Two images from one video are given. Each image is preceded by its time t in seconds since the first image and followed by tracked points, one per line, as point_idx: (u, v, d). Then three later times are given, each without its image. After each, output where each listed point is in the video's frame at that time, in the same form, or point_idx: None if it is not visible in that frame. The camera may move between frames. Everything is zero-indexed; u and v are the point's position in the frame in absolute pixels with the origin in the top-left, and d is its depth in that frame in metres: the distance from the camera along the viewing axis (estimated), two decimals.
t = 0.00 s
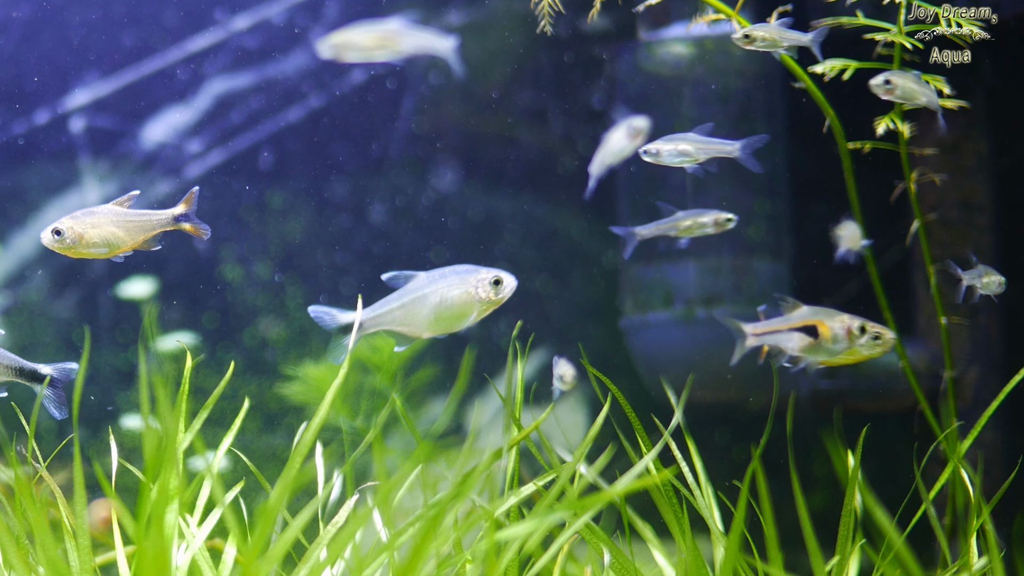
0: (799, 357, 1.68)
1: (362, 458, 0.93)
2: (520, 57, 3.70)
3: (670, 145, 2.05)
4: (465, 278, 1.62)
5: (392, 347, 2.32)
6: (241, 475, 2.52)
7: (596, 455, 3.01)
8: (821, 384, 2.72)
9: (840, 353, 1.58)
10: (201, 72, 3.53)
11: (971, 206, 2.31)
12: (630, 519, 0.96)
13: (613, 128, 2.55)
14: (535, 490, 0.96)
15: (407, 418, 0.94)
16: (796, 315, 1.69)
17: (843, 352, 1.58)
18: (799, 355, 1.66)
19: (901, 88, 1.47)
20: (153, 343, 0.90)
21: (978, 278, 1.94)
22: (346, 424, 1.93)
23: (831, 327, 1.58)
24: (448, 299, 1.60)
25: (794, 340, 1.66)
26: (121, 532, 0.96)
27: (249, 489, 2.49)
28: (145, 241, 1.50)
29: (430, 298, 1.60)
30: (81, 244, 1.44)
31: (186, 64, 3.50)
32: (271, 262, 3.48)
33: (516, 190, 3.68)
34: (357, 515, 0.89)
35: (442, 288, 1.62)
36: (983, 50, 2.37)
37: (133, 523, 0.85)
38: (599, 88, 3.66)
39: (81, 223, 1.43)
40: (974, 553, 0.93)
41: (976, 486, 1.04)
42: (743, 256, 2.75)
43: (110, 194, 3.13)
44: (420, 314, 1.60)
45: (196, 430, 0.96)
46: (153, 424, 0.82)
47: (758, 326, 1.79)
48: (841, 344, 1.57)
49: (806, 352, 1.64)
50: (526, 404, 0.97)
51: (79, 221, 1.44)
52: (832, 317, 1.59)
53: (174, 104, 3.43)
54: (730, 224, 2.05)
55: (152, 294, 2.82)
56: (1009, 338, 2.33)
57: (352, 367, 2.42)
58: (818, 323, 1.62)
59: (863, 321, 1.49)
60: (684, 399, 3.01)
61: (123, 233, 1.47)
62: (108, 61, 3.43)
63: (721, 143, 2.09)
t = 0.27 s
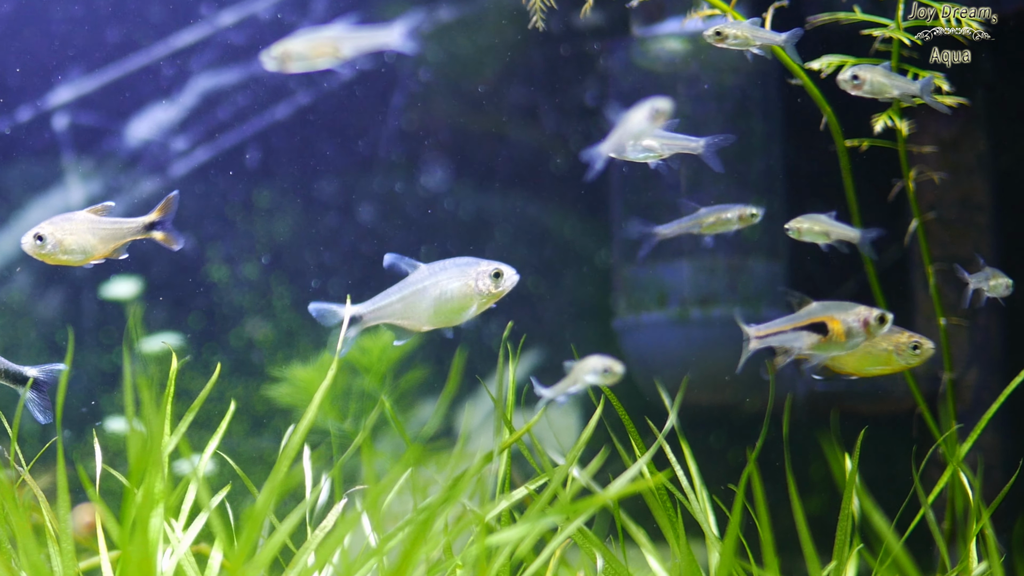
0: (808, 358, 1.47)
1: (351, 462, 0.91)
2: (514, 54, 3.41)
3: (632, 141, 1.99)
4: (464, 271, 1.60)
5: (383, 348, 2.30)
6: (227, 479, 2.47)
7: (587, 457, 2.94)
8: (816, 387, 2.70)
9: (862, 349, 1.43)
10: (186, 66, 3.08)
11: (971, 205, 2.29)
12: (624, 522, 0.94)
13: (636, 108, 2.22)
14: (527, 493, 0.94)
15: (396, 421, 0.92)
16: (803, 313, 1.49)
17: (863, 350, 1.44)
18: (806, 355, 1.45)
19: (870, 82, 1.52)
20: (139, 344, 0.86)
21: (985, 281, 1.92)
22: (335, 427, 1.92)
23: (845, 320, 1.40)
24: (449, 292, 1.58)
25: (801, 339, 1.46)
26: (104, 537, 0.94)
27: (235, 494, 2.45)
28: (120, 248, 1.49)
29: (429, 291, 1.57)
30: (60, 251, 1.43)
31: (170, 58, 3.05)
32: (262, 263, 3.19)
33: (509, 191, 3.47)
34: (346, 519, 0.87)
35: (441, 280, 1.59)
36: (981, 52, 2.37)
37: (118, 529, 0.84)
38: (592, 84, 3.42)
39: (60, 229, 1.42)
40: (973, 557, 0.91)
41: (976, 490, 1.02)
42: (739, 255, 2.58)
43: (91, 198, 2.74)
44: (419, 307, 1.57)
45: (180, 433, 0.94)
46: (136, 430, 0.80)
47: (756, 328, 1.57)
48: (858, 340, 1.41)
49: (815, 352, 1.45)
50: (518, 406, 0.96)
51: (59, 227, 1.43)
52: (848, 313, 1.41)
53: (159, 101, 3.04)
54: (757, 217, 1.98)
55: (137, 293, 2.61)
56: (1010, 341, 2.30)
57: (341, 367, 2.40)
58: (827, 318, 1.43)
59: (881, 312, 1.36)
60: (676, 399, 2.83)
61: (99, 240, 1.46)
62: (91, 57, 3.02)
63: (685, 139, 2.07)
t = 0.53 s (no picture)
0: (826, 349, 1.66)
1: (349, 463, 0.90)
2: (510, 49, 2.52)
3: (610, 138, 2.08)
4: (468, 267, 1.62)
5: (383, 349, 2.31)
6: (226, 479, 2.47)
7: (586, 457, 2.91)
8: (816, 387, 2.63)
9: (891, 359, 1.57)
10: (185, 66, 2.55)
11: (971, 206, 2.26)
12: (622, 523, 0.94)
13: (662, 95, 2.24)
14: (526, 493, 0.94)
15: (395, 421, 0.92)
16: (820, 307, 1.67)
17: (890, 360, 1.58)
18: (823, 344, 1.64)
19: (849, 82, 1.61)
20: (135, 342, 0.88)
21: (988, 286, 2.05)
22: (333, 427, 1.91)
23: (861, 314, 1.55)
24: (454, 289, 1.59)
25: (819, 333, 1.63)
26: (103, 538, 0.94)
27: (233, 494, 2.45)
28: (98, 260, 1.80)
29: (435, 288, 1.59)
30: (43, 259, 1.73)
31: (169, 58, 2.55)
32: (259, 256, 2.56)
33: (510, 190, 2.58)
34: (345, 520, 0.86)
35: (445, 277, 1.61)
36: (991, 41, 2.21)
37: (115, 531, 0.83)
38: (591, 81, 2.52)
39: (42, 240, 1.71)
40: (973, 558, 0.91)
41: (976, 492, 1.02)
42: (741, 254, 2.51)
43: (87, 198, 2.49)
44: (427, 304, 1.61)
45: (178, 433, 0.94)
46: (134, 429, 0.80)
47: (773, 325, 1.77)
48: (874, 331, 1.56)
49: (833, 343, 1.62)
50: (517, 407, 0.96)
51: (42, 238, 1.72)
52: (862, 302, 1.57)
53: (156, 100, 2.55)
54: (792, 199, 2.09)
55: (137, 294, 2.51)
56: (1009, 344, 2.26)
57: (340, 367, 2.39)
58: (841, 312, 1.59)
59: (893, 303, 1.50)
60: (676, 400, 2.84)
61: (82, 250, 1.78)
62: (89, 52, 2.57)
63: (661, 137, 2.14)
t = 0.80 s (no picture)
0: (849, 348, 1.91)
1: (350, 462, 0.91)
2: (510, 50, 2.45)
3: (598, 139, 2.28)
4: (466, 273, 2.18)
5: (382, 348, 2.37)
6: (226, 480, 2.45)
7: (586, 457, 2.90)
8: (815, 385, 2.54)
9: (920, 369, 1.70)
10: (184, 67, 2.54)
11: (971, 206, 2.26)
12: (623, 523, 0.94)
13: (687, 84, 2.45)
14: (526, 494, 0.94)
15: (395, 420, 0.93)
16: (838, 307, 2.05)
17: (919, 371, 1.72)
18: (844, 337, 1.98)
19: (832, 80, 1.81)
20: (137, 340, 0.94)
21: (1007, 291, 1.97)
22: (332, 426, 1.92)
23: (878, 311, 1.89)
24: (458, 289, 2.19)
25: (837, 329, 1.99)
26: (102, 539, 0.94)
27: (233, 493, 2.44)
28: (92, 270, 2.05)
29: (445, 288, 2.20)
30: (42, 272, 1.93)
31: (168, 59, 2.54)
32: (258, 256, 2.52)
33: (509, 191, 2.56)
34: (345, 518, 0.87)
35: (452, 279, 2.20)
36: (991, 41, 2.13)
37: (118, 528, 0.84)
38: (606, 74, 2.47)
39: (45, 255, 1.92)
40: (972, 557, 0.92)
41: (975, 493, 1.02)
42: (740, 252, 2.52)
43: (87, 197, 2.52)
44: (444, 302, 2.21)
45: (178, 433, 0.95)
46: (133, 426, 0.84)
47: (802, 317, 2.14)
48: (892, 325, 1.89)
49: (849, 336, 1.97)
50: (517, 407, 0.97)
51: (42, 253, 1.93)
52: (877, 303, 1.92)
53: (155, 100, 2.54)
54: (813, 198, 2.22)
55: (137, 294, 2.51)
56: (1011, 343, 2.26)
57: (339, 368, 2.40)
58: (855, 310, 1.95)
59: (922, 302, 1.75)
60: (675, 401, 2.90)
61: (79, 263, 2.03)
62: (90, 53, 2.58)
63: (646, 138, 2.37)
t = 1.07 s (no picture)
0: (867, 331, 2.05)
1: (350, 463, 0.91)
2: (509, 49, 2.28)
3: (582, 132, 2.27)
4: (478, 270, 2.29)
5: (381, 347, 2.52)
6: (225, 480, 2.45)
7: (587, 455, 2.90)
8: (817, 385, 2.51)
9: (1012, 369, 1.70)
10: (185, 66, 2.41)
11: (971, 206, 2.32)
12: (623, 523, 0.95)
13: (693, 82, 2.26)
14: (526, 493, 0.95)
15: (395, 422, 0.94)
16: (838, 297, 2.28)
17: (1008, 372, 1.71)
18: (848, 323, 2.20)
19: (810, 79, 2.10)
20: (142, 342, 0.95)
21: None
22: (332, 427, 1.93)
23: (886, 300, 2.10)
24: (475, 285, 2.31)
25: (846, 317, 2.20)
26: (102, 538, 0.94)
27: (233, 493, 2.45)
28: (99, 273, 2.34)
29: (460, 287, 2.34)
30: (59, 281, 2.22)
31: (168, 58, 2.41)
32: (257, 256, 2.46)
33: (510, 191, 2.47)
34: (346, 518, 0.87)
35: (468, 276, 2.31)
36: (991, 41, 2.13)
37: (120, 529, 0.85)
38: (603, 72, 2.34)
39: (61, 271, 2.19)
40: (971, 557, 0.92)
41: (974, 494, 1.03)
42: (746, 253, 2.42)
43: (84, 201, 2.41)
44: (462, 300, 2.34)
45: (178, 433, 0.96)
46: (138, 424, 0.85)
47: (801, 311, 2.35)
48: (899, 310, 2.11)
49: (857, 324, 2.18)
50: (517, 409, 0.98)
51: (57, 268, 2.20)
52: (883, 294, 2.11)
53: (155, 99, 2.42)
54: (828, 197, 2.26)
55: (137, 294, 2.47)
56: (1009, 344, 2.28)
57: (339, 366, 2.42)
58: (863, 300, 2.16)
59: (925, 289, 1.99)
60: (675, 401, 2.92)
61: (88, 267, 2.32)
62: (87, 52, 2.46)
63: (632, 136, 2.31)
